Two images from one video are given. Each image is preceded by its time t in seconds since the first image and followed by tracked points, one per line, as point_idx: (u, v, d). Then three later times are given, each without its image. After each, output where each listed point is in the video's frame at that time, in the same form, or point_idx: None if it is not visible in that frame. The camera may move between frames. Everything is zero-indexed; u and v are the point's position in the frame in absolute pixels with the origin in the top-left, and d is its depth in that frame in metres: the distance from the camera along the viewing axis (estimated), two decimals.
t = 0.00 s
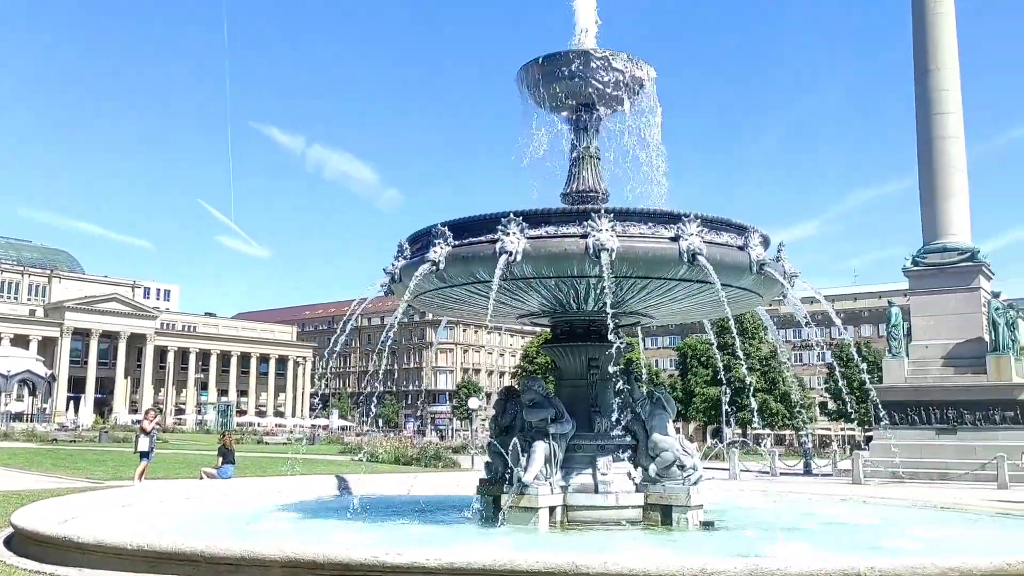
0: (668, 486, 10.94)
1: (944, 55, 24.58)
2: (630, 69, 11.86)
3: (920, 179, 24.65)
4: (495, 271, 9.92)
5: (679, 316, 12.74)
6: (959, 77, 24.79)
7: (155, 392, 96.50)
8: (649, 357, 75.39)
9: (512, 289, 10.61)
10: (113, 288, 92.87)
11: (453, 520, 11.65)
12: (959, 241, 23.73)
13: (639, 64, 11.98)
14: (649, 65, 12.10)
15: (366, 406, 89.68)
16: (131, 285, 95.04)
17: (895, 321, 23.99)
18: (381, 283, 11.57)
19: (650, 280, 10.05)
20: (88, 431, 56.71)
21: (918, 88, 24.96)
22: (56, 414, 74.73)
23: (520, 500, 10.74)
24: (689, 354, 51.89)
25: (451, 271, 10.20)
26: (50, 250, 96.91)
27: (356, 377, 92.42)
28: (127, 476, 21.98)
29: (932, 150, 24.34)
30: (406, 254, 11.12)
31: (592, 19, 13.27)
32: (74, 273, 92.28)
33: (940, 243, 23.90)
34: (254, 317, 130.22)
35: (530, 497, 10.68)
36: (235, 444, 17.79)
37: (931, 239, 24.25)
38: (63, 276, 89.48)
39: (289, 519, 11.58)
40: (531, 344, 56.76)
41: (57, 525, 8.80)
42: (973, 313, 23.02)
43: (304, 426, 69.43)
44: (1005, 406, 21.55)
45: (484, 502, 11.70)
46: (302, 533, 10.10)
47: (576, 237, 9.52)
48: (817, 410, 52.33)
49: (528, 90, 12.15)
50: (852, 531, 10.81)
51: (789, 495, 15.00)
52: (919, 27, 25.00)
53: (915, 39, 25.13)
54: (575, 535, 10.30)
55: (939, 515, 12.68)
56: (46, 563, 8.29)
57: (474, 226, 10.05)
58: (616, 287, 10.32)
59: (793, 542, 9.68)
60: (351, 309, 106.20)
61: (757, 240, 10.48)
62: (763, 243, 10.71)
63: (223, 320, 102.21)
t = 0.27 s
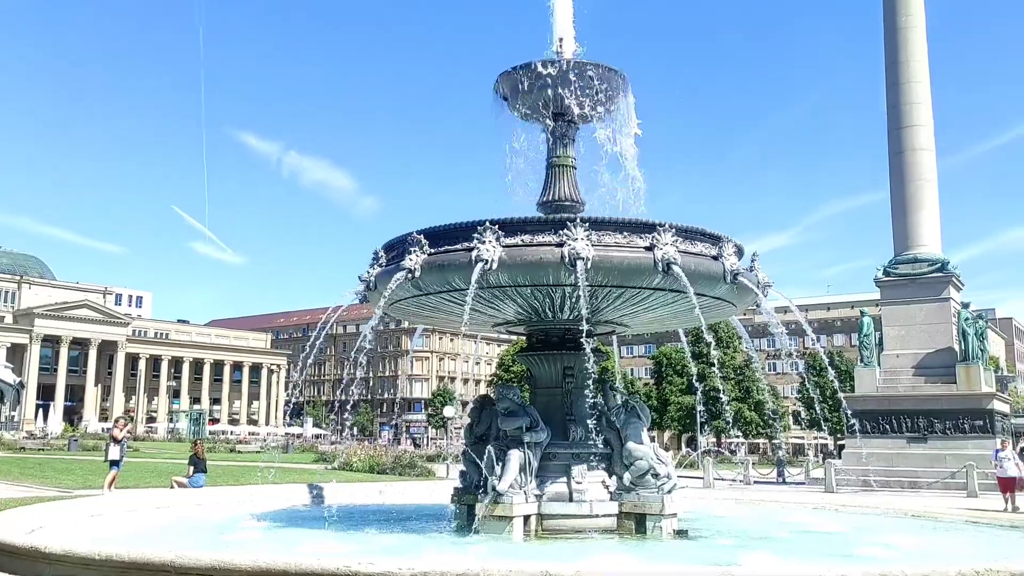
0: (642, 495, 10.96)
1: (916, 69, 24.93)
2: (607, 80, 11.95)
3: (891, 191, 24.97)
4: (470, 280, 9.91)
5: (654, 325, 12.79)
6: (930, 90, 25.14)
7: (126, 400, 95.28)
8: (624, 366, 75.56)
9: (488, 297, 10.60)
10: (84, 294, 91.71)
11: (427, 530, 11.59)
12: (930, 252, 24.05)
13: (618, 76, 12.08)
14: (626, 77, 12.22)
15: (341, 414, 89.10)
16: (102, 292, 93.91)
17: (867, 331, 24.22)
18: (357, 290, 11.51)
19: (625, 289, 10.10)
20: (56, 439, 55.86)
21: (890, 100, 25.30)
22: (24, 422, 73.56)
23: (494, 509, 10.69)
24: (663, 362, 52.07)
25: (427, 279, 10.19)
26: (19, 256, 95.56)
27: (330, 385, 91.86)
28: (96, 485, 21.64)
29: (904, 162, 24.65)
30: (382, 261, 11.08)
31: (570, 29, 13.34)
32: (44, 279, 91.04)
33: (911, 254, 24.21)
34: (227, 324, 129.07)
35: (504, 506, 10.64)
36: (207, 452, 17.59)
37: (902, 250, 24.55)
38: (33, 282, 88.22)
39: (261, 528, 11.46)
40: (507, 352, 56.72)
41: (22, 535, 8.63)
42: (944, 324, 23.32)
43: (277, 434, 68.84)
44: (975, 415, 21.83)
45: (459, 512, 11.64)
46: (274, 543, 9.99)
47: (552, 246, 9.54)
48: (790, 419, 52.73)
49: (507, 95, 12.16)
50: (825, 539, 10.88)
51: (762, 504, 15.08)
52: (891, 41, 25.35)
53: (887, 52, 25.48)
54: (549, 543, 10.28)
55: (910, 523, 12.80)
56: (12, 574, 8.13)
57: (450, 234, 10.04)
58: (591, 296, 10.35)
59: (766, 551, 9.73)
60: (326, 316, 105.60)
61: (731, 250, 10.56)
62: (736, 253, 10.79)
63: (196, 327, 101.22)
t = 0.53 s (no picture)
0: (617, 502, 10.97)
1: (889, 81, 25.25)
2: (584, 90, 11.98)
3: (864, 200, 25.26)
4: (446, 286, 9.89)
5: (629, 332, 12.83)
6: (903, 101, 25.48)
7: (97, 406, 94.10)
8: (601, 373, 75.74)
9: (463, 303, 10.58)
10: (55, 299, 90.56)
11: (402, 537, 11.52)
12: (902, 261, 24.32)
13: (595, 86, 12.12)
14: (603, 86, 12.26)
15: (316, 420, 88.56)
16: (74, 297, 92.82)
17: (840, 339, 24.44)
18: (331, 296, 11.46)
19: (600, 296, 10.12)
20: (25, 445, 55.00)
21: (863, 111, 25.57)
22: None
23: (469, 516, 10.64)
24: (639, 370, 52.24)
25: (403, 285, 10.16)
26: None
27: (305, 392, 91.30)
28: (66, 492, 21.33)
29: (877, 172, 24.95)
30: (357, 267, 11.04)
31: (547, 37, 13.39)
32: (14, 284, 89.81)
33: (883, 263, 24.48)
34: (202, 330, 127.98)
35: (479, 513, 10.59)
36: (179, 458, 17.38)
37: (874, 259, 24.83)
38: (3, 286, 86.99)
39: (234, 536, 11.33)
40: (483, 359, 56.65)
41: None
42: (915, 332, 23.59)
43: (251, 441, 68.25)
44: (946, 422, 22.07)
45: (433, 519, 11.59)
46: (246, 551, 9.89)
47: (528, 253, 9.55)
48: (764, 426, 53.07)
49: (485, 102, 12.14)
50: (798, 546, 10.96)
51: (736, 511, 15.14)
52: (865, 53, 25.66)
53: (861, 64, 25.78)
54: (523, 551, 10.24)
55: (880, 529, 12.93)
56: None
57: (426, 239, 10.02)
58: (567, 303, 10.36)
59: (740, 557, 9.78)
60: (301, 322, 105.00)
61: (706, 258, 10.62)
62: (711, 261, 10.86)
63: (170, 333, 100.24)
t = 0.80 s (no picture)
0: (593, 506, 10.98)
1: (863, 89, 25.53)
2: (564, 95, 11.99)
3: (840, 207, 25.52)
4: (424, 289, 9.87)
5: (607, 336, 12.86)
6: (877, 109, 25.78)
7: (69, 410, 92.86)
8: (579, 377, 75.79)
9: (441, 307, 10.56)
10: (27, 301, 89.35)
11: (378, 541, 11.46)
12: (876, 267, 24.59)
13: (574, 91, 12.13)
14: (581, 91, 12.27)
15: (292, 424, 87.95)
16: (46, 299, 91.66)
17: (816, 344, 24.64)
18: (308, 299, 11.38)
19: (578, 300, 10.14)
20: None
21: (839, 119, 25.84)
22: None
23: (445, 521, 10.60)
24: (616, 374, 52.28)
25: (380, 289, 10.12)
26: None
27: (281, 396, 90.66)
28: (36, 496, 21.00)
29: (852, 179, 25.22)
30: (334, 270, 10.98)
31: (525, 43, 13.40)
32: None
33: (858, 268, 24.73)
34: (177, 333, 126.78)
35: (456, 517, 10.56)
36: (151, 462, 17.18)
37: (850, 264, 25.08)
38: None
39: (207, 541, 11.23)
40: (461, 363, 56.49)
41: None
42: (889, 337, 23.84)
43: (226, 445, 67.60)
44: (919, 427, 22.33)
45: (409, 523, 11.54)
46: (220, 556, 9.81)
47: (506, 257, 9.55)
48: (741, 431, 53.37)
49: (463, 106, 12.13)
50: (773, 549, 11.05)
51: (712, 515, 15.22)
52: (840, 61, 25.94)
53: (837, 72, 26.05)
54: (500, 555, 10.22)
55: (855, 533, 13.05)
56: None
57: (403, 243, 9.99)
58: (544, 307, 10.37)
59: (716, 561, 9.84)
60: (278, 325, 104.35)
61: (683, 263, 10.68)
62: (688, 266, 10.92)
63: (144, 336, 99.22)
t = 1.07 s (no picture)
0: (570, 509, 10.99)
1: (839, 94, 25.79)
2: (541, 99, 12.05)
3: (815, 210, 25.74)
4: (401, 292, 9.84)
5: (584, 339, 12.87)
6: (852, 113, 26.04)
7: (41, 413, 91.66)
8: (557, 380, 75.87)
9: (419, 310, 10.53)
10: None
11: (354, 545, 11.41)
12: (851, 271, 24.83)
13: (552, 95, 12.19)
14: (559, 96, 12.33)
15: (268, 427, 87.33)
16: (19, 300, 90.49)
17: (791, 347, 24.82)
18: (284, 301, 11.32)
19: (556, 303, 10.15)
20: None
21: (815, 124, 26.07)
22: None
23: (422, 524, 10.58)
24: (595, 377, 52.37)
25: (357, 291, 10.08)
26: None
27: (257, 398, 90.01)
28: (6, 501, 20.71)
29: (828, 182, 25.43)
30: (311, 273, 10.93)
31: (504, 47, 13.43)
32: None
33: (833, 272, 24.96)
34: (152, 335, 125.57)
35: (432, 521, 10.53)
36: (124, 465, 16.99)
37: (825, 268, 25.29)
38: None
39: (181, 545, 11.13)
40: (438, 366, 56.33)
41: None
42: (864, 341, 24.06)
43: (201, 448, 66.96)
44: (893, 429, 22.57)
45: (386, 526, 11.50)
46: (194, 560, 9.74)
47: (483, 259, 9.54)
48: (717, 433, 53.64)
49: (441, 109, 12.16)
50: (748, 551, 11.11)
51: (689, 517, 15.26)
52: (816, 66, 26.19)
53: (813, 78, 26.28)
54: (477, 558, 10.20)
55: (830, 535, 13.13)
56: None
57: (380, 245, 9.96)
58: (522, 309, 10.37)
59: (692, 563, 9.88)
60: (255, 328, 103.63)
61: (659, 266, 10.72)
62: (665, 269, 10.96)
63: (119, 338, 98.17)
